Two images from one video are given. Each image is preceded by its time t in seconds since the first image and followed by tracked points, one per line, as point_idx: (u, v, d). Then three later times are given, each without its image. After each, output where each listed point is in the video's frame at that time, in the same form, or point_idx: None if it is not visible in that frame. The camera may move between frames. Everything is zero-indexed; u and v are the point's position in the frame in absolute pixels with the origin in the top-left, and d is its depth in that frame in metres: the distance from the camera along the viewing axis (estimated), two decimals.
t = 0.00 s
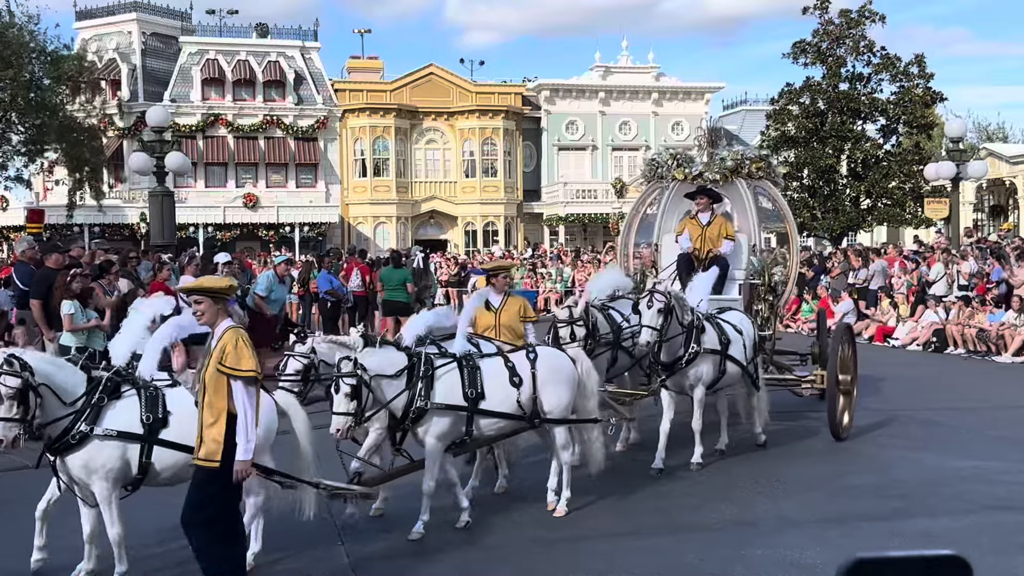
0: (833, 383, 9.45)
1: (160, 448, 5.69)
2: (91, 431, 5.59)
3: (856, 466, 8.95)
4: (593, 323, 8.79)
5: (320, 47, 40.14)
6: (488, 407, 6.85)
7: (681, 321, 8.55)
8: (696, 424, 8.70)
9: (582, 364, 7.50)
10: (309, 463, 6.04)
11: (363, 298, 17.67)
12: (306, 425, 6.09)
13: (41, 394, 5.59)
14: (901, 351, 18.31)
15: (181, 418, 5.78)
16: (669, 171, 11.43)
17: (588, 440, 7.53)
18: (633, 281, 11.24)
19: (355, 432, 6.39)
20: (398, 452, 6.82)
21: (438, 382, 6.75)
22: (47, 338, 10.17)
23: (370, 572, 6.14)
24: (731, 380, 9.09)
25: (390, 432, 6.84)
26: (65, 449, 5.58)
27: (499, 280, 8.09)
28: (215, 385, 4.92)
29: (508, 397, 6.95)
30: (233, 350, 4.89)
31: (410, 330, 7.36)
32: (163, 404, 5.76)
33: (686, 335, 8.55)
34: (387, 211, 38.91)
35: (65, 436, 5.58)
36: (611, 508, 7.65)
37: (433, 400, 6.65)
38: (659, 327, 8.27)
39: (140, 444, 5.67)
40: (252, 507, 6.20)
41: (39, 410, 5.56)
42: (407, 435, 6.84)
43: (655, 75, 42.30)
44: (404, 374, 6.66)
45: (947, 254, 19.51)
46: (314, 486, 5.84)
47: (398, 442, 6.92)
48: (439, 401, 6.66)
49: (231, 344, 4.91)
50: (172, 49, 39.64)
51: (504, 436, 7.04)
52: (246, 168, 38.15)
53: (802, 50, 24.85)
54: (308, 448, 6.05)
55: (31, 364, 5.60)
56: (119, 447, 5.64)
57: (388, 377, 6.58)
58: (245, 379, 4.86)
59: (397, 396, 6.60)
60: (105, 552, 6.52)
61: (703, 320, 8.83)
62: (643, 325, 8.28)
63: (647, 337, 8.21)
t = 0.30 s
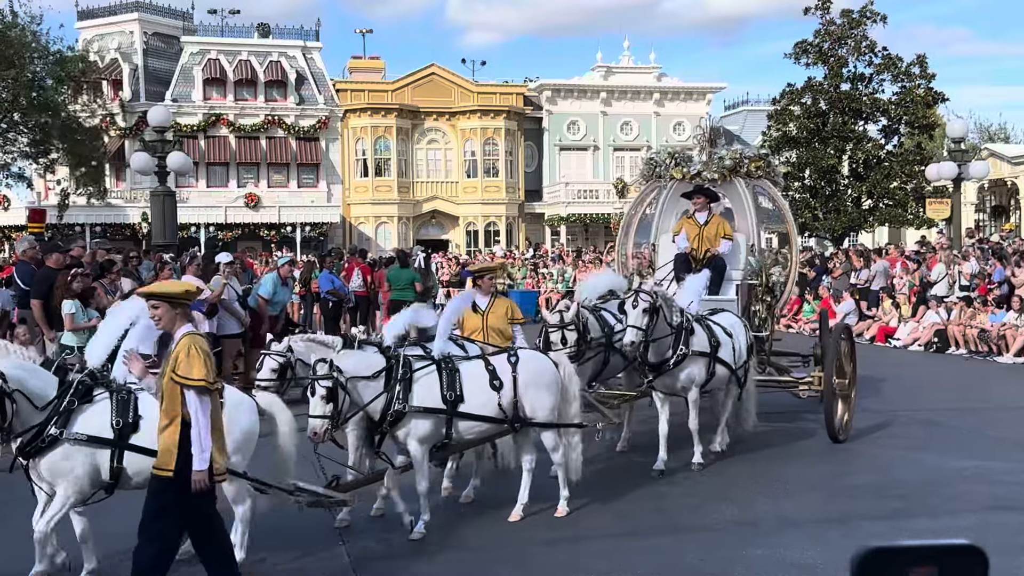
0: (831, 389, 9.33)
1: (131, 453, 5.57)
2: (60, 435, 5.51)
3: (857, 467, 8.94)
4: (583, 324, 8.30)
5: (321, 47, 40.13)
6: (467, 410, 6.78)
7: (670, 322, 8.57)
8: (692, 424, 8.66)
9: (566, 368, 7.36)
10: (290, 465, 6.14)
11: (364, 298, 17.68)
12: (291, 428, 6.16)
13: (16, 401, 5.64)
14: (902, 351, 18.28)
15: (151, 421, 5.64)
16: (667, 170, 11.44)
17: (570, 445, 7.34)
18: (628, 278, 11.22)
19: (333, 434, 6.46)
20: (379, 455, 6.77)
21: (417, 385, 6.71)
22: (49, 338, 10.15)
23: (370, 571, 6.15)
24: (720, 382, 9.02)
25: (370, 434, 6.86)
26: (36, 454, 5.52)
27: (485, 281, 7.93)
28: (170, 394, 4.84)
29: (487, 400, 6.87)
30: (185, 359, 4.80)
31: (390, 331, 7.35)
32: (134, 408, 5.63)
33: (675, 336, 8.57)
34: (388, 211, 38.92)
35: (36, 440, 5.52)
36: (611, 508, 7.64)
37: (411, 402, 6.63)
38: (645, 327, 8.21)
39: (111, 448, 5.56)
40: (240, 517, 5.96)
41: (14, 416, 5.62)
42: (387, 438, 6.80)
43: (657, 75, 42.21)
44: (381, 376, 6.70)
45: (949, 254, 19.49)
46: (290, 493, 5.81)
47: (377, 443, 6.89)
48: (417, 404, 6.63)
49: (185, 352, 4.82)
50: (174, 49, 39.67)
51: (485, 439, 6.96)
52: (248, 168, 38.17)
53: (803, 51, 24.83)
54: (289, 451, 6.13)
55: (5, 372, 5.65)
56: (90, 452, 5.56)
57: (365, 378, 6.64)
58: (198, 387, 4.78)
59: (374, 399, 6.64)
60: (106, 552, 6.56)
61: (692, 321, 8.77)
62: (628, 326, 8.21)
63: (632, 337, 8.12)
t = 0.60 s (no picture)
0: (825, 390, 9.21)
1: (102, 452, 5.55)
2: (31, 434, 5.47)
3: (857, 468, 8.94)
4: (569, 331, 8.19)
5: (321, 47, 40.12)
6: (444, 413, 6.75)
7: (654, 326, 8.38)
8: (665, 429, 8.26)
9: (545, 369, 7.28)
10: (261, 467, 5.80)
11: (363, 299, 17.65)
12: (259, 433, 5.87)
13: None
14: (902, 352, 18.28)
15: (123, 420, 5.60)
16: (663, 169, 11.26)
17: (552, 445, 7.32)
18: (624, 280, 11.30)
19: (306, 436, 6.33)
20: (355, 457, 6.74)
21: (393, 388, 6.68)
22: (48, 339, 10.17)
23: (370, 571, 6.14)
24: (707, 389, 8.88)
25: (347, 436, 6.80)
26: (6, 453, 5.47)
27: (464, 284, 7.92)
28: (118, 392, 4.83)
29: (465, 402, 6.84)
30: (128, 356, 4.74)
31: (374, 332, 7.53)
32: (104, 408, 5.59)
33: (661, 340, 8.37)
34: (388, 212, 38.94)
35: (6, 439, 5.47)
36: (611, 508, 7.64)
37: (387, 405, 6.61)
38: (625, 332, 8.02)
39: (81, 449, 5.54)
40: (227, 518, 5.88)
41: None
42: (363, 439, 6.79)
43: (657, 76, 42.15)
44: (358, 379, 6.63)
45: (948, 255, 19.52)
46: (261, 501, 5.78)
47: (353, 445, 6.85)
48: (394, 407, 6.61)
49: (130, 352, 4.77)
50: (174, 49, 39.67)
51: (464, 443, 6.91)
52: (248, 169, 38.20)
53: (803, 52, 24.84)
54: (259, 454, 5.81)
55: None
56: (60, 452, 5.53)
57: (341, 380, 6.57)
58: (137, 387, 4.71)
59: (350, 401, 6.58)
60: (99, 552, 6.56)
61: (678, 327, 8.58)
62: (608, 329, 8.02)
63: (610, 342, 7.94)
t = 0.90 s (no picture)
0: (819, 393, 9.14)
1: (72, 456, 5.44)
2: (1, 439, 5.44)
3: (856, 469, 8.94)
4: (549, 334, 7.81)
5: (320, 48, 40.11)
6: (421, 418, 6.61)
7: (640, 329, 8.32)
8: (643, 436, 8.14)
9: (526, 374, 7.13)
10: (230, 469, 5.92)
11: (362, 300, 17.63)
12: (229, 434, 5.98)
13: None
14: (901, 353, 18.27)
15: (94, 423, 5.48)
16: (658, 169, 11.21)
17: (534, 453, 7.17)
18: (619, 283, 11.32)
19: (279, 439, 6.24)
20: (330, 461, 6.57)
21: (369, 394, 6.53)
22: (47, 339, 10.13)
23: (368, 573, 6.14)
24: (699, 389, 8.93)
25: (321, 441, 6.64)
26: None
27: (448, 287, 7.59)
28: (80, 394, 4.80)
29: (441, 408, 6.71)
30: (89, 360, 4.70)
31: (347, 337, 7.52)
32: (75, 411, 5.48)
33: (646, 342, 8.31)
34: (387, 213, 38.95)
35: None
36: (611, 509, 7.64)
37: (362, 412, 6.44)
38: (610, 335, 7.98)
39: (52, 452, 5.44)
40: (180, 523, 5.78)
41: None
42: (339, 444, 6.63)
43: (656, 77, 42.08)
44: (332, 385, 6.49)
45: (948, 256, 19.53)
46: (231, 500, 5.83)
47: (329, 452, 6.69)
48: (368, 413, 6.44)
49: (93, 355, 4.74)
50: (173, 50, 39.66)
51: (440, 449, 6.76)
52: (247, 169, 38.19)
53: (802, 53, 24.86)
54: (229, 456, 5.92)
55: None
56: (32, 455, 5.46)
57: (314, 384, 6.44)
58: (95, 392, 4.66)
59: (325, 406, 6.44)
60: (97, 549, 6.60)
61: (667, 326, 8.57)
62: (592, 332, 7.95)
63: (596, 345, 7.87)
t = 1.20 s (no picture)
0: (811, 393, 9.00)
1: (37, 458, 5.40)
2: None
3: (854, 470, 8.93)
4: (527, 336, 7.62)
5: (318, 49, 40.12)
6: (395, 422, 6.46)
7: (625, 330, 8.27)
8: (635, 439, 8.16)
9: (508, 377, 6.91)
10: (201, 471, 6.08)
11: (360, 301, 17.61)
12: (199, 434, 6.12)
13: None
14: (899, 354, 18.27)
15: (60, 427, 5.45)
16: (653, 170, 11.19)
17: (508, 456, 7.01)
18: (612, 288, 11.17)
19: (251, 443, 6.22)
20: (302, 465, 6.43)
21: (344, 397, 6.41)
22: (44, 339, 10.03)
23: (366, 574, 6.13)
24: (690, 391, 8.78)
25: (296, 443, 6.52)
26: None
27: (440, 291, 7.59)
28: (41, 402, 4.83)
29: (418, 411, 6.53)
30: (46, 366, 4.74)
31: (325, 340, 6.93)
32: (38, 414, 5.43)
33: (632, 343, 8.25)
34: (385, 214, 38.94)
35: None
36: (610, 510, 7.62)
37: (335, 414, 6.33)
38: (596, 338, 7.99)
39: (17, 456, 5.40)
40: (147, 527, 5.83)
41: None
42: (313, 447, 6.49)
43: (655, 78, 42.10)
44: (307, 387, 6.42)
45: (946, 257, 19.53)
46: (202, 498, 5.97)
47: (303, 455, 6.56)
48: (342, 416, 6.33)
49: (49, 359, 4.77)
50: (171, 51, 39.65)
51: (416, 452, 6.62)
52: (246, 170, 38.17)
53: (801, 54, 24.87)
54: (199, 455, 6.07)
55: None
56: None
57: (287, 389, 6.38)
58: (54, 397, 4.71)
59: (297, 409, 6.37)
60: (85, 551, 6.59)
61: (655, 327, 8.52)
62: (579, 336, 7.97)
63: (582, 350, 7.91)
